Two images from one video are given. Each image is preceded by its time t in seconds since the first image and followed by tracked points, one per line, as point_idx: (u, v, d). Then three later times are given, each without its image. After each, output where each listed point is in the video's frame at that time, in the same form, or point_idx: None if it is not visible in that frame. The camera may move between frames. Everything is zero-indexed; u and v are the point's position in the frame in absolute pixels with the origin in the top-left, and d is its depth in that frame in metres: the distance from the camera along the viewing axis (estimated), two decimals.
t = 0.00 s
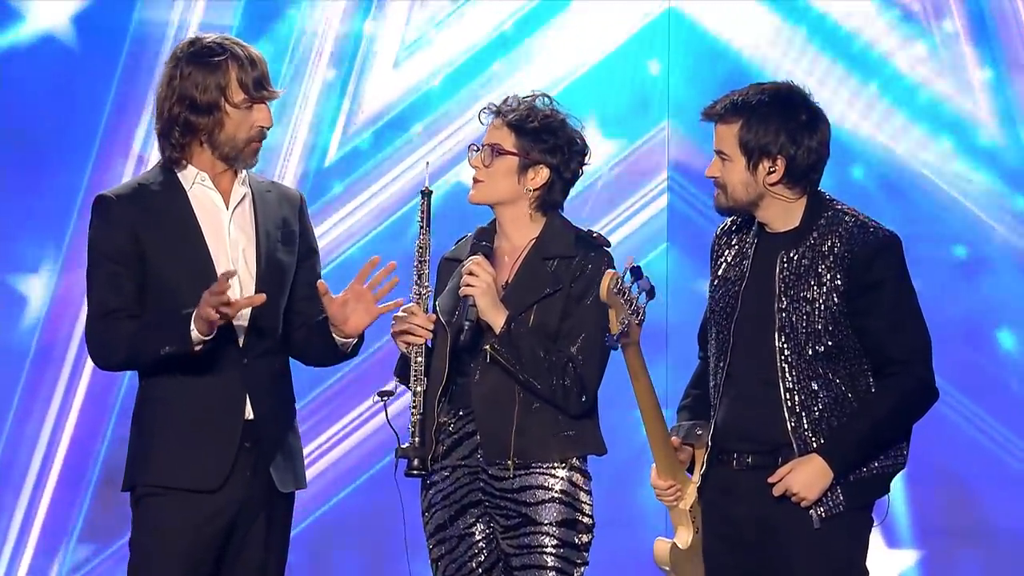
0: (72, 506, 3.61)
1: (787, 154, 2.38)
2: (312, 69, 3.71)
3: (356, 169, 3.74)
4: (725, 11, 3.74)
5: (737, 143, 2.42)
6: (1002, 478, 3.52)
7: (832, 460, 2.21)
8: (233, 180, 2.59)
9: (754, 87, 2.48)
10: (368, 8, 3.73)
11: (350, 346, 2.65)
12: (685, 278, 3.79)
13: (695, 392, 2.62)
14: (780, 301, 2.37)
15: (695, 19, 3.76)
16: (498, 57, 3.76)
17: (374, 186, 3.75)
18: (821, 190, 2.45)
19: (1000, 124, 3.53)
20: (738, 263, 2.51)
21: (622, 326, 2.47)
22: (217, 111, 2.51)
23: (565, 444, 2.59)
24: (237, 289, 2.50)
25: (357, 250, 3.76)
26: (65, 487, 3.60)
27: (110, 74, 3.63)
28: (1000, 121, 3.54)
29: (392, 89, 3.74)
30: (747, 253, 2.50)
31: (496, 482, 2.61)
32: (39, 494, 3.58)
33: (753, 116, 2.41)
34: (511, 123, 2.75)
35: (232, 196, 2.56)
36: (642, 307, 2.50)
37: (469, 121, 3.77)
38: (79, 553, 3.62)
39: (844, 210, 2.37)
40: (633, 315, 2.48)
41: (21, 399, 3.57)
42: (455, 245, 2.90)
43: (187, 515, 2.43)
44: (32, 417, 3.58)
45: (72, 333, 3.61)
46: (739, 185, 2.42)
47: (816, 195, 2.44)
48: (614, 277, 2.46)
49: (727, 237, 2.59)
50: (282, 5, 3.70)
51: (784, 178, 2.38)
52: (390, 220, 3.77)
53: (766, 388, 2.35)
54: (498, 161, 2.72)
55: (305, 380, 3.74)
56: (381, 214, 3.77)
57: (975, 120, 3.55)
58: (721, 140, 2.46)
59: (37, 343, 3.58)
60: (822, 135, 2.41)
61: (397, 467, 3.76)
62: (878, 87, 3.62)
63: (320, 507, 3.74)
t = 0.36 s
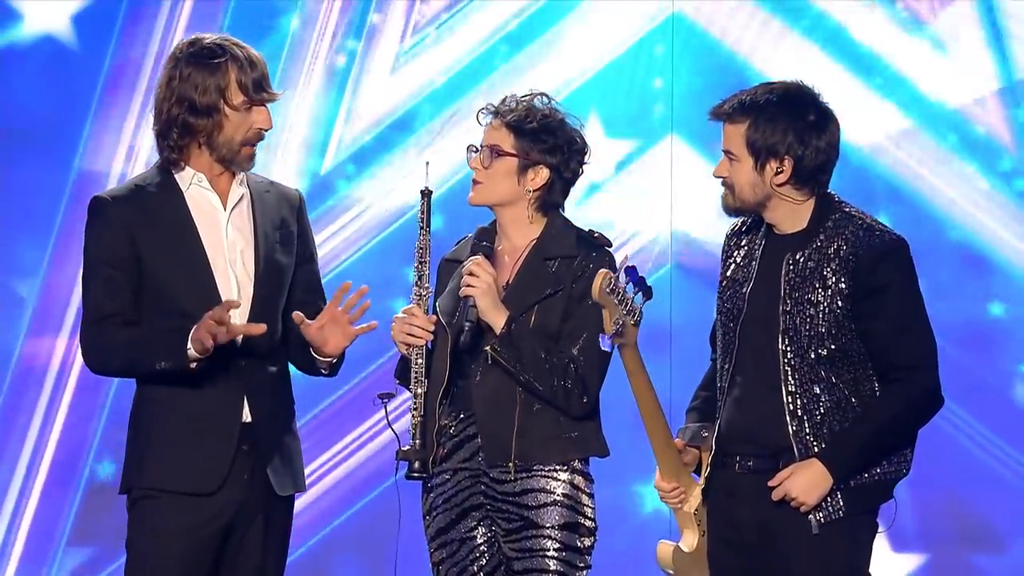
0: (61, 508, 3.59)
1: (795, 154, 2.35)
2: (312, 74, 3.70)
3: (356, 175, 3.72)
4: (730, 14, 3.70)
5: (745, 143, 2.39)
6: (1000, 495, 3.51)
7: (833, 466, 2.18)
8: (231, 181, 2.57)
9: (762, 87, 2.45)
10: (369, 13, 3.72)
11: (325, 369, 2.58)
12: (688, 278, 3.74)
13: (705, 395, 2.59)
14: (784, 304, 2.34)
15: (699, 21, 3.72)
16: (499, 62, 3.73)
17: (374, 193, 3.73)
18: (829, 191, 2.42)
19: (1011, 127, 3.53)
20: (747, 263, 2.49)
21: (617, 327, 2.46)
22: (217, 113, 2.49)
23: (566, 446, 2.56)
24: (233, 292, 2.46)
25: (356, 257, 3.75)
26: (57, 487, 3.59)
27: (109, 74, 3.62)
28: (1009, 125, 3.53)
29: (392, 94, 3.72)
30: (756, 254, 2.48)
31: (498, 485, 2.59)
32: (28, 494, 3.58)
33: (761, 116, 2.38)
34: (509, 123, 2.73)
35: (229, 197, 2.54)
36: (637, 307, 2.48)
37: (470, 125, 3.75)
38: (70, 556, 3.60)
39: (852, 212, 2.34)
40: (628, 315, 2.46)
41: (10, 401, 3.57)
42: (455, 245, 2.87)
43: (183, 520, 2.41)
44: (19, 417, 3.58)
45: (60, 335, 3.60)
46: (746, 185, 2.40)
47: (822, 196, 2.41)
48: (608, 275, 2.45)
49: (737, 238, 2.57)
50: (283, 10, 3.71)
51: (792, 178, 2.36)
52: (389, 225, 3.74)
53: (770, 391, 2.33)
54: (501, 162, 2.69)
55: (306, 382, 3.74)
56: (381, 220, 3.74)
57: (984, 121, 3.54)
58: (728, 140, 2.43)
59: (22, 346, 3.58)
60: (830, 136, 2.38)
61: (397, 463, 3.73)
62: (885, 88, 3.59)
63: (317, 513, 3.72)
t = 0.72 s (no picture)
0: (53, 506, 3.59)
1: (803, 154, 2.32)
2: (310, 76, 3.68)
3: (354, 180, 3.71)
4: (736, 14, 3.67)
5: (752, 143, 2.36)
6: (1005, 501, 3.49)
7: (837, 472, 2.15)
8: (230, 181, 2.54)
9: (769, 86, 2.42)
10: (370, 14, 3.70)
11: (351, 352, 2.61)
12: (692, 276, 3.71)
13: (715, 397, 2.56)
14: (791, 306, 2.32)
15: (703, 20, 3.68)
16: (500, 65, 3.71)
17: (372, 198, 3.71)
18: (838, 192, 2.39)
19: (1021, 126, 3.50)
20: (757, 264, 2.46)
21: (614, 326, 2.43)
22: (217, 113, 2.46)
23: (569, 448, 2.54)
24: (232, 291, 2.45)
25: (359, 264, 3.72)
26: (55, 487, 3.59)
27: (113, 75, 3.62)
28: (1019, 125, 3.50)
29: (395, 95, 3.71)
30: (765, 254, 2.45)
31: (500, 487, 2.56)
32: (25, 493, 3.58)
33: (768, 115, 2.35)
34: (511, 124, 2.69)
35: (228, 198, 2.51)
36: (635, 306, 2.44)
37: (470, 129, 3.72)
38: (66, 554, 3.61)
39: (861, 213, 2.31)
40: (625, 314, 2.42)
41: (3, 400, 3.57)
42: (455, 246, 2.85)
43: (183, 523, 2.38)
44: (12, 416, 3.58)
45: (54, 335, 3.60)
46: (755, 187, 2.36)
47: (832, 197, 2.37)
48: (603, 274, 2.45)
49: (747, 239, 2.54)
50: (283, 10, 3.69)
51: (800, 178, 2.33)
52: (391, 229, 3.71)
53: (777, 394, 2.30)
54: (504, 163, 2.66)
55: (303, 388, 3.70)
56: (380, 226, 3.72)
57: (990, 123, 3.52)
58: (735, 141, 2.40)
59: (9, 345, 3.57)
60: (839, 135, 2.35)
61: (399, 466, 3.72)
62: (890, 89, 3.57)
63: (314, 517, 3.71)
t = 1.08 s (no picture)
0: (40, 507, 3.57)
1: (809, 154, 2.30)
2: (309, 79, 3.67)
3: (354, 186, 3.69)
4: (736, 18, 3.68)
5: (758, 143, 2.34)
6: (1014, 503, 3.48)
7: (851, 471, 2.13)
8: (227, 182, 2.53)
9: (772, 86, 2.39)
10: (370, 17, 3.70)
11: (351, 353, 2.57)
12: (694, 275, 3.72)
13: (721, 399, 2.55)
14: (796, 307, 2.30)
15: (703, 23, 3.71)
16: (501, 67, 3.70)
17: (373, 204, 3.71)
18: (843, 190, 2.37)
19: None
20: (761, 265, 2.44)
21: (615, 329, 2.41)
22: (212, 113, 2.44)
23: (572, 450, 2.52)
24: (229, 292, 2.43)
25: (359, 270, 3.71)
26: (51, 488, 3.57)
27: (113, 75, 3.62)
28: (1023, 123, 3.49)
29: (397, 93, 3.70)
30: (770, 255, 2.43)
31: (501, 489, 2.54)
32: (22, 494, 3.56)
33: (775, 116, 2.33)
34: (511, 125, 2.67)
35: (225, 199, 2.49)
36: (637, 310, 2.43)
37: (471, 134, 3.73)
38: (60, 555, 3.59)
39: (866, 214, 2.29)
40: (626, 317, 2.41)
41: None
42: (454, 245, 2.82)
43: (183, 526, 2.36)
44: (7, 418, 3.55)
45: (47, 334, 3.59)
46: (761, 187, 2.34)
47: (839, 197, 2.35)
48: (602, 277, 2.43)
49: (752, 240, 2.52)
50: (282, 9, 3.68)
51: (806, 178, 2.31)
52: (392, 232, 3.72)
53: (783, 396, 2.29)
54: (505, 163, 2.64)
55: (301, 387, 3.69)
56: (382, 231, 3.72)
57: (995, 125, 3.50)
58: (740, 140, 2.38)
59: None
60: (845, 134, 2.33)
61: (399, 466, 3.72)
62: (893, 86, 3.57)
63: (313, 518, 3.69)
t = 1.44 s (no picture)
0: (25, 506, 3.54)
1: (818, 152, 2.29)
2: (311, 79, 3.65)
3: (358, 189, 3.69)
4: (738, 17, 3.68)
5: (765, 148, 2.31)
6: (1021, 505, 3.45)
7: (866, 470, 2.10)
8: (224, 181, 2.51)
9: (769, 86, 2.38)
10: (369, 17, 3.67)
11: (360, 352, 2.57)
12: (698, 276, 3.71)
13: (721, 400, 2.52)
14: (799, 309, 2.28)
15: (706, 22, 3.70)
16: (505, 65, 3.70)
17: (374, 208, 3.70)
18: (842, 188, 2.35)
19: None
20: (762, 266, 2.42)
21: (620, 334, 2.41)
22: (209, 111, 2.42)
23: (572, 451, 2.50)
24: (229, 293, 2.41)
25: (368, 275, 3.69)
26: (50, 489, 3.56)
27: (96, 71, 3.60)
28: None
29: (399, 90, 3.69)
30: (771, 258, 2.41)
31: (502, 492, 2.52)
32: (17, 496, 3.54)
33: (778, 116, 2.31)
34: (515, 124, 2.64)
35: (222, 198, 2.47)
36: (640, 315, 2.43)
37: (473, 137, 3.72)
38: (57, 555, 3.58)
39: (867, 212, 2.26)
40: (631, 323, 2.41)
41: None
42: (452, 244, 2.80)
43: (181, 529, 2.34)
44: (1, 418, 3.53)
45: (48, 336, 3.57)
46: (770, 191, 2.30)
47: (836, 195, 2.34)
48: (608, 283, 2.41)
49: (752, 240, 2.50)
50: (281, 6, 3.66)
51: (815, 178, 2.30)
52: (394, 237, 3.71)
53: (787, 399, 2.27)
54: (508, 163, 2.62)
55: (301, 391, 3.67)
56: (384, 234, 3.71)
57: (999, 124, 3.49)
58: (744, 146, 2.33)
59: None
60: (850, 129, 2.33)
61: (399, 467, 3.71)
62: (898, 84, 3.56)
63: (314, 518, 3.67)
